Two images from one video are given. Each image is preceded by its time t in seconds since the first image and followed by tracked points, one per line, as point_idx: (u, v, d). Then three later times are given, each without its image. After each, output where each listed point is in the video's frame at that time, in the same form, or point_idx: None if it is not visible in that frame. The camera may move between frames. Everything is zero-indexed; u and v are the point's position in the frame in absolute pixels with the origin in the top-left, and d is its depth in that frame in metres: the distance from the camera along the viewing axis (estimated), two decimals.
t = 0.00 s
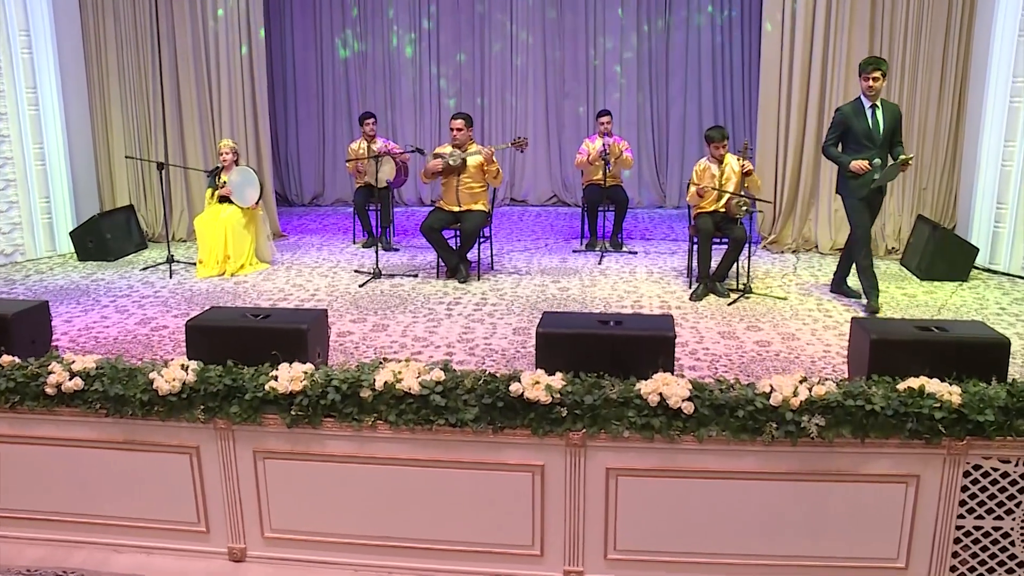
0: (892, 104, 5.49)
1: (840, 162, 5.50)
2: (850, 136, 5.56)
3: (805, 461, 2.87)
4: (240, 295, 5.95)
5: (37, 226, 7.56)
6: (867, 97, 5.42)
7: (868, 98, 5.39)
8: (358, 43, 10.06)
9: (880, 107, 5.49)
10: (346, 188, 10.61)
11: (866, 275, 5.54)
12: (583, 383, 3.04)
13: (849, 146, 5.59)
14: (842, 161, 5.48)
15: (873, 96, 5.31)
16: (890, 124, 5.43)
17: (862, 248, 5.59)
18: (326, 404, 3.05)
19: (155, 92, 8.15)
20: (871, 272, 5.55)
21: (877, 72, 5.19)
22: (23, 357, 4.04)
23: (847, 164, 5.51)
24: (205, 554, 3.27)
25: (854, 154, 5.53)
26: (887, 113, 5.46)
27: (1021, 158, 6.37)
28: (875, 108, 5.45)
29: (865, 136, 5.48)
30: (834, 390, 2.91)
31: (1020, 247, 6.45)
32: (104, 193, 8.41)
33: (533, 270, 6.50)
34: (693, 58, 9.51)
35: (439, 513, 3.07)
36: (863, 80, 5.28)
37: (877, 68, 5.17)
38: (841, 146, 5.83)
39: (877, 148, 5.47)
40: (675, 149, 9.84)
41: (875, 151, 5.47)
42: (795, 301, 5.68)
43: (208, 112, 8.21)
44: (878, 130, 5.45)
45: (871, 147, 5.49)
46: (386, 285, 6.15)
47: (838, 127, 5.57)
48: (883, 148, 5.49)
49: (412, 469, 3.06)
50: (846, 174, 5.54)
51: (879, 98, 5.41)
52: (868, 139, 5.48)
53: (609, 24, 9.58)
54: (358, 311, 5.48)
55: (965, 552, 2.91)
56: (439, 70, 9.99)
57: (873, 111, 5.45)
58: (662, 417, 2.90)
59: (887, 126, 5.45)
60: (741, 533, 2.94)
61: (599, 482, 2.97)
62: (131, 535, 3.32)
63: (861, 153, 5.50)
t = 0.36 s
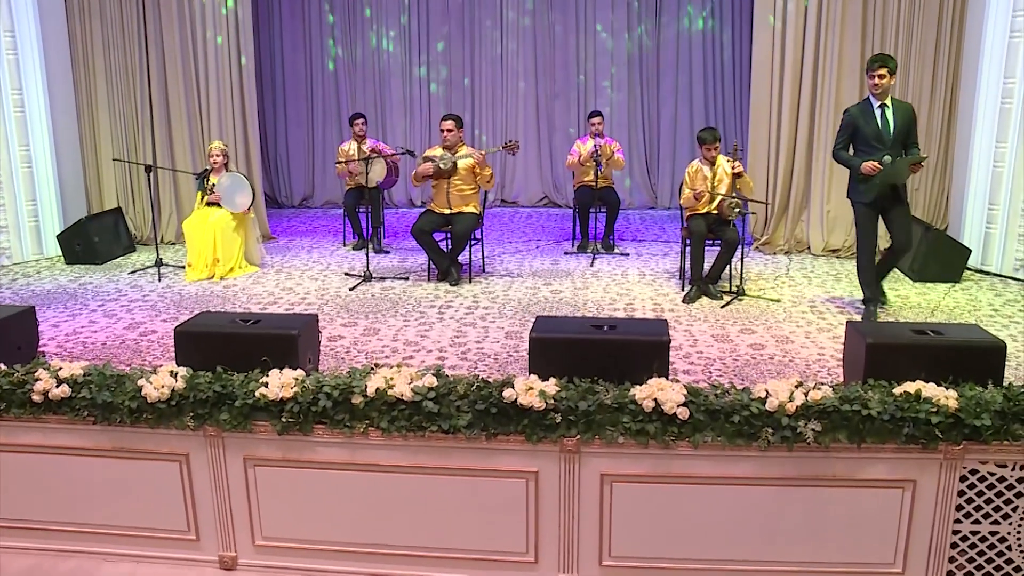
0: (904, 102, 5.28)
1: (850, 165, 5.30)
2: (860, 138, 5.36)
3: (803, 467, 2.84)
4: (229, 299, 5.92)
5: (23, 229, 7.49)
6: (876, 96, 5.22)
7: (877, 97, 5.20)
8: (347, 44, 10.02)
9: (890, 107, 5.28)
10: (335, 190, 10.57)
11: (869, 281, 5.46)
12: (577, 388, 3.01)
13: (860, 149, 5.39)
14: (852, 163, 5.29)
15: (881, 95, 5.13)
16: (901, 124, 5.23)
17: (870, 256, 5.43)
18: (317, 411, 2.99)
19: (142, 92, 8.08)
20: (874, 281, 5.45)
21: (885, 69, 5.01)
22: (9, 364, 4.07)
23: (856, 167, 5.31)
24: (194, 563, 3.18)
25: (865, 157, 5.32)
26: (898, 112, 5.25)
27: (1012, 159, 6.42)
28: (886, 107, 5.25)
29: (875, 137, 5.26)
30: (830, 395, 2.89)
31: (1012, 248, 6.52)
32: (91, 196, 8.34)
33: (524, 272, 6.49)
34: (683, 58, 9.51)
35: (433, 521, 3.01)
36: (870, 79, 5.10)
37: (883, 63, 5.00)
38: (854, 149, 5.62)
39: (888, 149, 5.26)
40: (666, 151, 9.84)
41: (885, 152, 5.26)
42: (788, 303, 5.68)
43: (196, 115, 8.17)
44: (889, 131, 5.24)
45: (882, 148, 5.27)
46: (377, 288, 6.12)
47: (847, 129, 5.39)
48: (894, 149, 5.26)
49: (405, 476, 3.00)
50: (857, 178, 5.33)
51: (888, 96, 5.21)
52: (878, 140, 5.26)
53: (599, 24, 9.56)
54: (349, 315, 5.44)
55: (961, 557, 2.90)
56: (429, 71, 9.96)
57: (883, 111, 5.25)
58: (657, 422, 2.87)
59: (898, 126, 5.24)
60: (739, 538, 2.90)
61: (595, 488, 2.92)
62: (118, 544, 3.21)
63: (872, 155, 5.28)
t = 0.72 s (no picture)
0: (926, 106, 5.01)
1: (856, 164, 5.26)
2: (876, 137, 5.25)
3: (802, 469, 2.84)
4: (227, 300, 5.90)
5: (21, 230, 7.48)
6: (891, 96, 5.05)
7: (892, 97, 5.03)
8: (345, 45, 10.01)
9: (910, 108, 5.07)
10: (333, 190, 10.57)
11: (869, 283, 5.48)
12: (576, 391, 3.00)
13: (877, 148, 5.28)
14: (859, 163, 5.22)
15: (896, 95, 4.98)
16: (914, 129, 5.01)
17: (872, 258, 5.43)
18: (315, 413, 2.98)
19: (140, 93, 8.06)
20: (874, 282, 5.46)
21: (900, 68, 4.86)
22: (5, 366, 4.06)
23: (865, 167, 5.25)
24: (192, 567, 3.16)
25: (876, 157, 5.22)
26: (914, 114, 5.02)
27: (1010, 160, 6.44)
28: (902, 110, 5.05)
29: (885, 139, 5.13)
30: (830, 398, 2.89)
31: (1011, 249, 6.55)
32: (88, 197, 8.34)
33: (523, 273, 6.50)
34: (681, 59, 9.50)
35: (432, 523, 3.00)
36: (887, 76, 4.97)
37: (901, 63, 4.86)
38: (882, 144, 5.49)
39: (897, 153, 5.08)
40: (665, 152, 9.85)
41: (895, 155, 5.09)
42: (787, 305, 5.68)
43: (194, 116, 8.15)
44: (899, 134, 5.05)
45: (893, 151, 5.10)
46: (375, 290, 6.11)
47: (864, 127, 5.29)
48: (905, 153, 5.06)
49: (404, 479, 2.98)
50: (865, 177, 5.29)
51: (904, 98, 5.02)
52: (888, 143, 5.12)
53: (598, 24, 9.55)
54: (347, 317, 5.44)
55: (961, 559, 2.89)
56: (427, 71, 9.96)
57: (897, 114, 5.07)
58: (657, 425, 2.86)
59: (910, 130, 5.03)
60: (739, 541, 2.89)
61: (594, 491, 2.92)
62: (115, 548, 3.20)
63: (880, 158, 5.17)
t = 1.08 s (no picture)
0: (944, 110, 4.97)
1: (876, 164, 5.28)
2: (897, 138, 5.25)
3: (802, 470, 2.84)
4: (228, 301, 5.90)
5: (22, 231, 7.49)
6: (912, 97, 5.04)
7: (911, 97, 5.03)
8: (346, 44, 10.01)
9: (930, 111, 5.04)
10: (334, 190, 10.58)
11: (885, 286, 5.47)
12: (576, 392, 3.00)
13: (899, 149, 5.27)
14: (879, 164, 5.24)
15: (915, 95, 4.96)
16: (929, 131, 4.98)
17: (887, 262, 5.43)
18: (315, 414, 2.99)
19: (141, 94, 8.07)
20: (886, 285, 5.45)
21: (920, 68, 4.86)
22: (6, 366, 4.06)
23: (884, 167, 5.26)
24: (192, 567, 3.16)
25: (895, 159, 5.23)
26: (931, 116, 4.99)
27: (1011, 161, 6.44)
28: (919, 112, 5.04)
29: (901, 139, 5.12)
30: (830, 399, 2.88)
31: (1012, 250, 6.55)
32: (90, 198, 8.36)
33: (523, 274, 6.50)
34: (682, 59, 9.50)
35: (432, 524, 3.00)
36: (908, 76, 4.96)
37: (920, 63, 4.85)
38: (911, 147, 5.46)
39: (910, 154, 5.06)
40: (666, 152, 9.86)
41: (908, 156, 5.07)
42: (787, 306, 5.68)
43: (195, 117, 8.16)
44: (911, 135, 5.04)
45: (908, 152, 5.07)
46: (376, 290, 6.12)
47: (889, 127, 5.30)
48: (917, 154, 5.04)
49: (404, 480, 2.98)
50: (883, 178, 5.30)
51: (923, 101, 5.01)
52: (902, 143, 5.11)
53: (599, 24, 9.55)
54: (348, 317, 5.45)
55: (960, 561, 2.89)
56: (428, 71, 9.96)
57: (914, 116, 5.06)
58: (657, 426, 2.87)
59: (922, 132, 5.01)
60: (739, 542, 2.89)
61: (594, 493, 2.92)
62: (116, 548, 3.20)
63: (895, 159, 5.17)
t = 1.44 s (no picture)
0: (950, 112, 4.95)
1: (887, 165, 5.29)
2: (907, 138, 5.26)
3: (802, 472, 2.84)
4: (228, 302, 5.91)
5: (23, 233, 7.50)
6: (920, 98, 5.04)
7: (919, 99, 5.04)
8: (346, 45, 10.02)
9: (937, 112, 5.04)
10: (335, 191, 10.59)
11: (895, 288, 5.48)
12: (576, 395, 3.00)
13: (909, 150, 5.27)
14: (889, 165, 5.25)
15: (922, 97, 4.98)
16: (934, 133, 4.97)
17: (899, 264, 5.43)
18: (315, 417, 2.99)
19: (141, 96, 8.08)
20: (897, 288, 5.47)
21: (925, 70, 4.87)
22: (6, 367, 4.06)
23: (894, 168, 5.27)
24: (193, 569, 3.17)
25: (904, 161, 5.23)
26: (937, 118, 4.98)
27: (1012, 162, 6.44)
28: (927, 114, 5.04)
29: (907, 140, 5.13)
30: (830, 401, 2.88)
31: (1012, 252, 6.56)
32: (91, 200, 8.38)
33: (524, 275, 6.50)
34: (683, 60, 9.50)
35: (432, 526, 3.00)
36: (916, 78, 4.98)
37: (926, 65, 4.87)
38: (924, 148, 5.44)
39: (915, 156, 5.07)
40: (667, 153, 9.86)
41: (914, 158, 5.08)
42: (788, 307, 5.68)
43: (196, 118, 8.17)
44: (917, 137, 5.04)
45: (914, 153, 5.08)
46: (376, 292, 6.12)
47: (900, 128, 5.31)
48: (922, 156, 5.04)
49: (404, 482, 2.98)
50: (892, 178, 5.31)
51: (931, 103, 5.02)
52: (908, 144, 5.11)
53: (599, 25, 9.56)
54: (349, 318, 5.45)
55: (961, 563, 2.89)
56: (429, 72, 9.96)
57: (922, 118, 5.06)
58: (657, 428, 2.87)
59: (928, 134, 5.00)
60: (739, 544, 2.89)
61: (594, 494, 2.92)
62: (116, 550, 3.20)
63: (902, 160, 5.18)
